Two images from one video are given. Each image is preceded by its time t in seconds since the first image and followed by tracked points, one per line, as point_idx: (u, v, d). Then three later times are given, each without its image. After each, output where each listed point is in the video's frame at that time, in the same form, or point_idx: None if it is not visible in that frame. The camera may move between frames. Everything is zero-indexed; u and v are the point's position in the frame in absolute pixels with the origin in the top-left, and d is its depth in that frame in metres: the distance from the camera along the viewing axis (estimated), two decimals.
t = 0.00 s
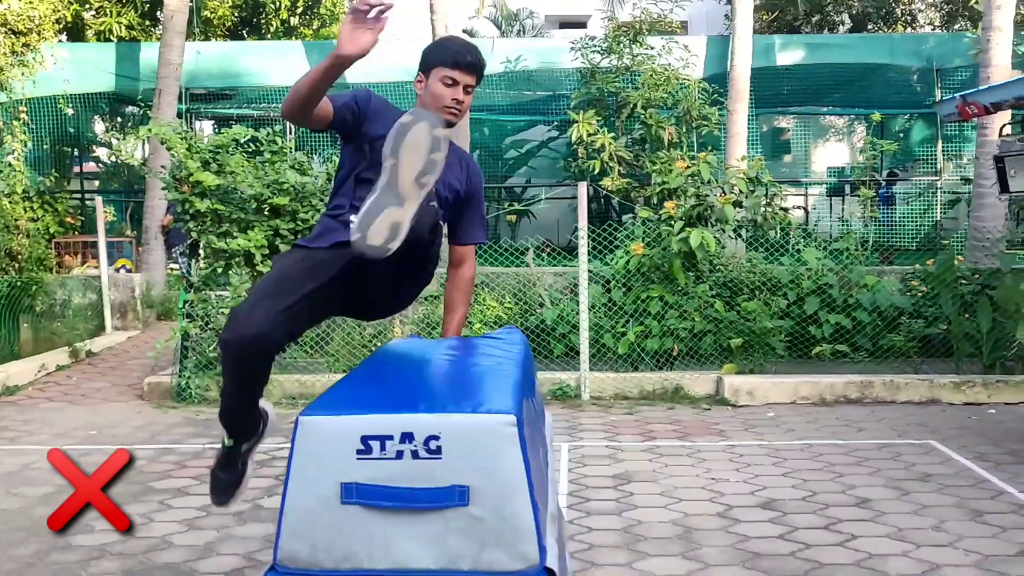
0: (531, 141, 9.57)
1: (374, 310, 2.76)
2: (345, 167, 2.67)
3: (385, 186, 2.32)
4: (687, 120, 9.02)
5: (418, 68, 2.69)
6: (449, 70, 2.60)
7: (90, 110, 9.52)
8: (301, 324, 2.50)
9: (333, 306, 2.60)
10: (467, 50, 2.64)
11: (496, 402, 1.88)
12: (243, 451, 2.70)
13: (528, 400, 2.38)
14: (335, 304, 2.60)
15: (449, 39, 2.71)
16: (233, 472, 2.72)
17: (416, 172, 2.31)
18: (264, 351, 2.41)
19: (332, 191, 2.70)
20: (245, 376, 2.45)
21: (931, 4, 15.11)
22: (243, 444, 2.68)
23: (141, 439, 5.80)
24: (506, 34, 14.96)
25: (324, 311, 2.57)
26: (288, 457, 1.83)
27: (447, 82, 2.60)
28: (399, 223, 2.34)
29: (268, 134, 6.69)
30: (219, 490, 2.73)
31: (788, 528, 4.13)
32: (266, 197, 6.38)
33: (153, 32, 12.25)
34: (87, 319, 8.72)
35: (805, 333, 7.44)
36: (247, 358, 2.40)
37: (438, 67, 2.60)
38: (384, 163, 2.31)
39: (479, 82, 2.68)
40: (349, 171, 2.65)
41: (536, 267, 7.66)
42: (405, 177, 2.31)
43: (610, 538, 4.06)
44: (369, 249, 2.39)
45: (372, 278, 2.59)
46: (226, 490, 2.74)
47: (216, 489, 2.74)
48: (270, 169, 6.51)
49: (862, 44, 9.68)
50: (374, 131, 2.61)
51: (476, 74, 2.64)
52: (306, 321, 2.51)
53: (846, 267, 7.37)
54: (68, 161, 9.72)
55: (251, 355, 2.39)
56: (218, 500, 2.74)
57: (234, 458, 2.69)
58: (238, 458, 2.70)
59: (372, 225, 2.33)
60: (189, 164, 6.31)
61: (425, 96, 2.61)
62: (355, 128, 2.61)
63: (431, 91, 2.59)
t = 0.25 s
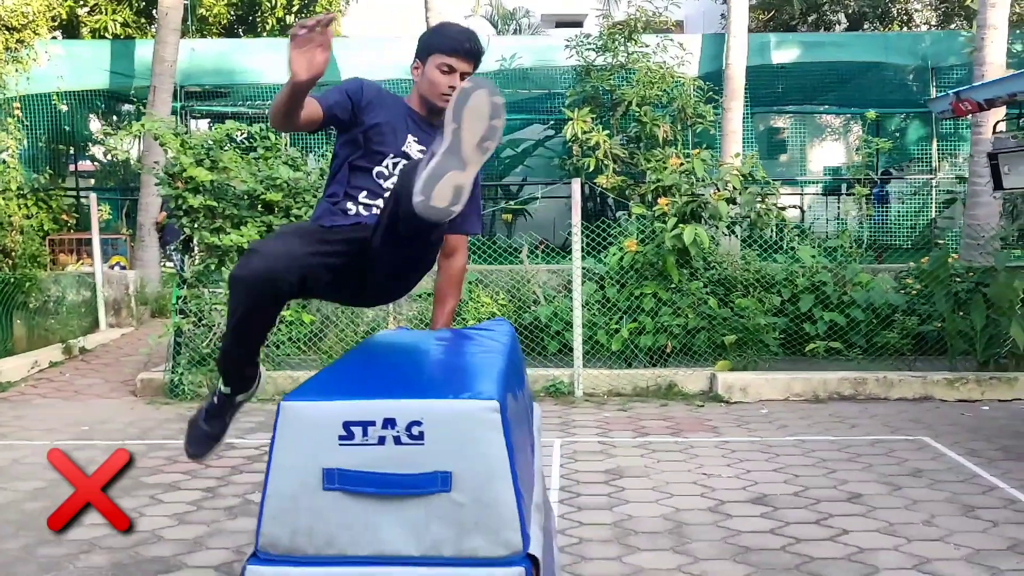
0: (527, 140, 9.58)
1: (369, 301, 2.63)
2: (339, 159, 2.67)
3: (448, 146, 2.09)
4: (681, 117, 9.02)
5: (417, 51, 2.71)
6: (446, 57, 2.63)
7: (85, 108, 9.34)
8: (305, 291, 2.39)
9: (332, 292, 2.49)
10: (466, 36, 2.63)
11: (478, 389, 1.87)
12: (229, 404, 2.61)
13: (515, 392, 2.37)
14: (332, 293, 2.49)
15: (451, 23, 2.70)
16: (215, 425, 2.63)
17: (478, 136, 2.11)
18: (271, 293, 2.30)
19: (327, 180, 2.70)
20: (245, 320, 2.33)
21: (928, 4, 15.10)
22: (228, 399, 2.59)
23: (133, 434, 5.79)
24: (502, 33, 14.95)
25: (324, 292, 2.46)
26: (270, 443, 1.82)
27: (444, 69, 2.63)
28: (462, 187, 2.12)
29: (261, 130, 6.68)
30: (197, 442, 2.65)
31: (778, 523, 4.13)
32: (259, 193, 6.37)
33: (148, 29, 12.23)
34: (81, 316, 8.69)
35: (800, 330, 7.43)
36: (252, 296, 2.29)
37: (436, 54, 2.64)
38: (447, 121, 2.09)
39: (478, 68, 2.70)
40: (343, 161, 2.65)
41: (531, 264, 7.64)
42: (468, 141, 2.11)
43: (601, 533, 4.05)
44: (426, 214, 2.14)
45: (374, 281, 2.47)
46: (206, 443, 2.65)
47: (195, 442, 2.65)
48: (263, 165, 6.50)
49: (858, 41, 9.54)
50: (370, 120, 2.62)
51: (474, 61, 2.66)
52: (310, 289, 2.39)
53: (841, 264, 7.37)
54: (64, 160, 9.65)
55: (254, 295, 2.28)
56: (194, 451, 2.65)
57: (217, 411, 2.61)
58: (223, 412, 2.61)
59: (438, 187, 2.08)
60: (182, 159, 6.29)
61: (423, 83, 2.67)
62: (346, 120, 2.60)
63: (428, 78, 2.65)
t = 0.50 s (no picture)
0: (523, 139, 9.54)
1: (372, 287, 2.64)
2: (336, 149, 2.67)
3: (495, 130, 2.11)
4: (677, 116, 9.01)
5: (412, 39, 2.72)
6: (441, 44, 2.64)
7: (79, 103, 9.37)
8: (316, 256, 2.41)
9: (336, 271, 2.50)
10: (460, 23, 2.64)
11: (461, 376, 1.89)
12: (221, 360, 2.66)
13: (503, 385, 2.38)
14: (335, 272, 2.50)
15: (445, 11, 2.71)
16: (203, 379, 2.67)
17: (523, 118, 2.15)
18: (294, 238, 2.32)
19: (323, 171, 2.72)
20: (264, 257, 2.36)
21: (923, 5, 15.14)
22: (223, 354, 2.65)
23: (125, 430, 5.78)
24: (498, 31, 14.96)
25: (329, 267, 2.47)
26: (252, 430, 1.84)
27: (440, 57, 2.63)
28: (513, 169, 2.15)
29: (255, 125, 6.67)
30: (178, 392, 2.67)
31: (770, 517, 4.14)
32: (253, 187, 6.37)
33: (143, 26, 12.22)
34: (73, 312, 8.69)
35: (794, 328, 7.45)
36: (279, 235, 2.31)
37: (431, 42, 2.65)
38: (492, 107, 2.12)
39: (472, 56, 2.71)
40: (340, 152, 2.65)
41: (526, 262, 7.63)
42: (514, 122, 2.14)
43: (592, 527, 4.05)
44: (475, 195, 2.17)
45: (379, 268, 2.49)
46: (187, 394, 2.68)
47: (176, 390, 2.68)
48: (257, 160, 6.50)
49: (854, 41, 9.58)
50: (364, 109, 2.61)
51: (468, 49, 2.67)
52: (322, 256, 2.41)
53: (834, 262, 7.39)
54: (58, 156, 9.60)
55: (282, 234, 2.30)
56: (173, 399, 2.68)
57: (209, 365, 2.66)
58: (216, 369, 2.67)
59: (491, 174, 2.11)
60: (175, 154, 6.28)
61: (416, 71, 2.66)
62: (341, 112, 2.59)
63: (423, 66, 2.64)
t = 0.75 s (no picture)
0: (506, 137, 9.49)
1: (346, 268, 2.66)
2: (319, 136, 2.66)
3: (529, 126, 2.24)
4: (660, 113, 9.02)
5: (392, 22, 2.69)
6: (421, 28, 2.61)
7: (54, 96, 9.23)
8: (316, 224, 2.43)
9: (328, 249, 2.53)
10: (440, 7, 2.62)
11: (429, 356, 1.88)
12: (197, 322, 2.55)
13: (474, 369, 2.38)
14: (329, 249, 2.52)
15: None
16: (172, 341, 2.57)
17: (552, 113, 2.30)
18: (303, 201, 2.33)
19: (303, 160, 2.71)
20: (264, 214, 2.32)
21: (904, 6, 15.25)
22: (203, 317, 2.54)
23: (100, 423, 5.74)
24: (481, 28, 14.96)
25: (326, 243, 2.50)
26: (217, 410, 1.82)
27: (419, 41, 2.62)
28: (553, 166, 2.27)
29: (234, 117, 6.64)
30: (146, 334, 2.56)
31: (745, 508, 4.16)
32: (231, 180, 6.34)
33: (121, 18, 12.14)
34: (48, 306, 8.63)
35: (774, 324, 7.47)
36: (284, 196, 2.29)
37: (411, 25, 2.62)
38: (522, 106, 2.25)
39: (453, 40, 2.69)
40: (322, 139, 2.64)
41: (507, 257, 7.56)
42: (545, 120, 2.27)
43: (567, 518, 4.06)
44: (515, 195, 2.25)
45: (376, 254, 2.55)
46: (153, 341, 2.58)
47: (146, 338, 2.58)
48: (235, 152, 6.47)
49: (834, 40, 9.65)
50: (341, 95, 2.60)
51: (449, 34, 2.65)
52: (323, 227, 2.44)
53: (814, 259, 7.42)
54: (34, 152, 9.38)
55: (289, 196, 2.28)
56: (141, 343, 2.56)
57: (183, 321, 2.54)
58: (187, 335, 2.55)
59: (536, 166, 2.21)
60: (152, 147, 6.28)
61: (397, 54, 2.64)
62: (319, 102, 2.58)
63: (402, 49, 2.62)
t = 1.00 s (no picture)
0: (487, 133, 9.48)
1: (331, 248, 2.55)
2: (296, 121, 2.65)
3: (550, 133, 2.17)
4: (638, 108, 8.98)
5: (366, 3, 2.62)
6: (394, 11, 2.54)
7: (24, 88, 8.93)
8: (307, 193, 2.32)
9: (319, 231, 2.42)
10: None
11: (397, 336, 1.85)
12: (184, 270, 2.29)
13: (444, 353, 2.36)
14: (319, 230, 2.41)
15: None
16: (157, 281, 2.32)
17: (571, 117, 2.21)
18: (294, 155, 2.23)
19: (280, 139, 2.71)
20: (260, 171, 2.16)
21: (882, 5, 15.36)
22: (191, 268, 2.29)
23: (71, 416, 5.69)
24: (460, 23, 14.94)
25: (314, 223, 2.40)
26: (179, 389, 1.79)
27: (393, 24, 2.55)
28: (577, 174, 2.20)
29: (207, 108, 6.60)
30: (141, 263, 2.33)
31: (718, 498, 4.17)
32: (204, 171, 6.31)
33: (95, 9, 12.03)
34: (20, 299, 8.55)
35: (750, 319, 7.52)
36: (282, 156, 2.17)
37: (385, 7, 2.55)
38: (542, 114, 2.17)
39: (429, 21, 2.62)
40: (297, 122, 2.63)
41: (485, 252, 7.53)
42: (566, 126, 2.20)
43: (541, 508, 4.06)
44: (540, 203, 2.19)
45: (369, 238, 2.46)
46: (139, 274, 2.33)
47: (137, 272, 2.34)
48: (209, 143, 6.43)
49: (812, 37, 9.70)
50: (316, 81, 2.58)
51: (424, 16, 2.58)
52: (317, 202, 2.33)
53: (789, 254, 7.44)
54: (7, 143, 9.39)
55: (288, 155, 2.16)
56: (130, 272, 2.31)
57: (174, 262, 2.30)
58: (171, 283, 2.27)
59: (563, 178, 2.15)
60: (124, 137, 6.25)
61: (370, 38, 2.58)
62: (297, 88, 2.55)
63: (376, 33, 2.56)
